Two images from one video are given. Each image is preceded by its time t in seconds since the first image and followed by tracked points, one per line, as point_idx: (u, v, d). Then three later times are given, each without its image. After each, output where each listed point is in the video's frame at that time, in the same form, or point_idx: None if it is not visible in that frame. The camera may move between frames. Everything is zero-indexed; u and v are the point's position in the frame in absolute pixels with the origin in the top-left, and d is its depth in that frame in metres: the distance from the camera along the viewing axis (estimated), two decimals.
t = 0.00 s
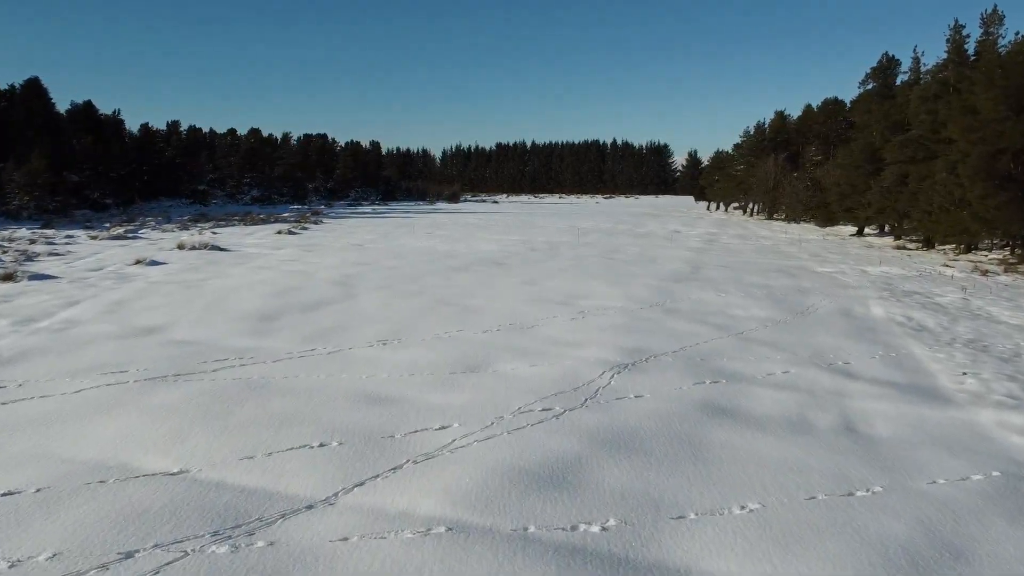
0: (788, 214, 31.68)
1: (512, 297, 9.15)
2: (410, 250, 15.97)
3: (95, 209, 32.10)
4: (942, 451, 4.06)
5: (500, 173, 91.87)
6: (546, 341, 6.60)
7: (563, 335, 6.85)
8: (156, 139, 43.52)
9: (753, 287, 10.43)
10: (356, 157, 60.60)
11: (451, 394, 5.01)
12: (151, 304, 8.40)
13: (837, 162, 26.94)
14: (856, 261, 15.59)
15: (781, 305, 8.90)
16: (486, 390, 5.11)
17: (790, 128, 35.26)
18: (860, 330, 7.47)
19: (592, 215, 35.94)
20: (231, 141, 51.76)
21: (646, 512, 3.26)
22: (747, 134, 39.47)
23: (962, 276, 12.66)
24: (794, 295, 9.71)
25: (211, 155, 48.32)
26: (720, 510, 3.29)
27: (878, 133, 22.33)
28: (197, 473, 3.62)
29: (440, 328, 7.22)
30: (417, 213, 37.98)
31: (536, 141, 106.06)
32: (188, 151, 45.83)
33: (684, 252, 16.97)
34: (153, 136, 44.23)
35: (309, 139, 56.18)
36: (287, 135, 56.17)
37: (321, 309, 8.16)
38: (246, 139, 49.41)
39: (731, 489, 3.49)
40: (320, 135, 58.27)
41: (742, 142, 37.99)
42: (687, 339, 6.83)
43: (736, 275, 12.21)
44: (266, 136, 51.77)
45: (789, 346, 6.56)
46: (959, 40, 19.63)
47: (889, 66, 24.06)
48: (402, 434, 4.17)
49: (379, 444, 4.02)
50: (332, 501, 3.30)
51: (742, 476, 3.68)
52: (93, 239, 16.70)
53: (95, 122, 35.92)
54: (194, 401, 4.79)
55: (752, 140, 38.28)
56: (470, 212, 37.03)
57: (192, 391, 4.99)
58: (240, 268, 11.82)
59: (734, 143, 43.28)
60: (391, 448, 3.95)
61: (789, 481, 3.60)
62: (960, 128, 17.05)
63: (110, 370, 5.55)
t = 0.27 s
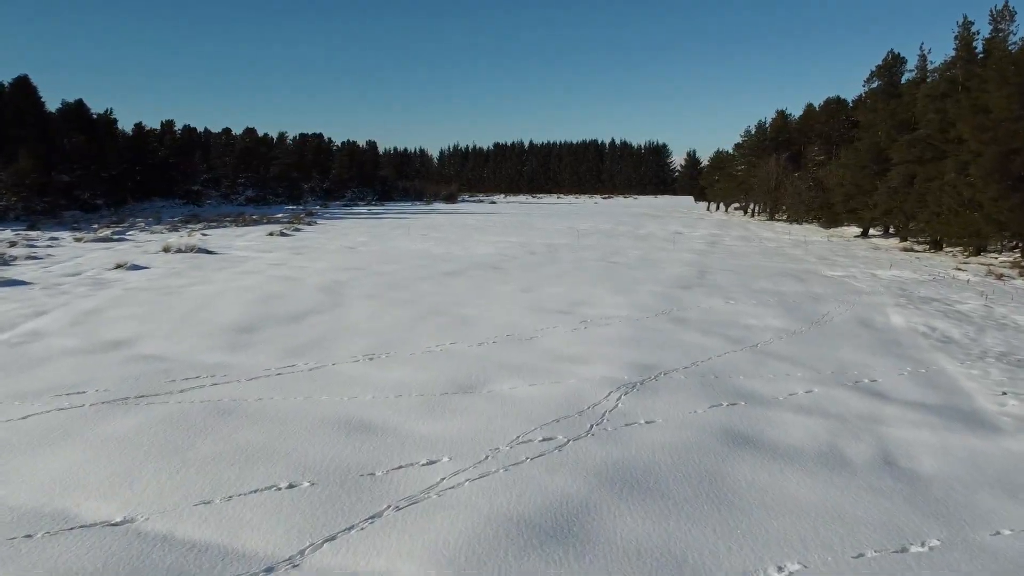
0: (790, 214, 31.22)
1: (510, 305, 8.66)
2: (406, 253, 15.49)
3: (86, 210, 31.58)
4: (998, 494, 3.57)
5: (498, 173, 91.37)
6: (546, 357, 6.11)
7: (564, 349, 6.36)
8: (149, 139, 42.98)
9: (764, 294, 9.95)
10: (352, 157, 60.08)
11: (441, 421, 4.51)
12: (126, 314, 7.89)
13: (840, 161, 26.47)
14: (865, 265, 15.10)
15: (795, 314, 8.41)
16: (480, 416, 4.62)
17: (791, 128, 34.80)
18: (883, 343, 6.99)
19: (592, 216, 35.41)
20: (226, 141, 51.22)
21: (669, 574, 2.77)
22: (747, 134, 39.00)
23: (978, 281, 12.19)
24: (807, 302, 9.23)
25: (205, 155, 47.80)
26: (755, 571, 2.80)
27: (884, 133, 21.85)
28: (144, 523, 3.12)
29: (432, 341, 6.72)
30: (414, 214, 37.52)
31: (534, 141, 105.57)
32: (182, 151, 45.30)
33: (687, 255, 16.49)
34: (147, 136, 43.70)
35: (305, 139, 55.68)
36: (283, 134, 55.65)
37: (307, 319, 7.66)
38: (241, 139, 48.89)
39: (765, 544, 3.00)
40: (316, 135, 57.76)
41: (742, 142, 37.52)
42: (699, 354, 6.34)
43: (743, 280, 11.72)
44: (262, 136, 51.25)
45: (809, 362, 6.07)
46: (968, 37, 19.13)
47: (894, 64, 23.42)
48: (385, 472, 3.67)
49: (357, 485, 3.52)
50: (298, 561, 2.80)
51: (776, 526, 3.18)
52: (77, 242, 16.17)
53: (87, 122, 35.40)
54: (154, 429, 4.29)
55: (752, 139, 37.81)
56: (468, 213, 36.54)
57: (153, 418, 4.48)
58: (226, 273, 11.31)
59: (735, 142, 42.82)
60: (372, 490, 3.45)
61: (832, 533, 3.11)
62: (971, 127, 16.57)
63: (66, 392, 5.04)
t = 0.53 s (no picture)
0: (789, 215, 30.81)
1: (506, 313, 8.15)
2: (398, 255, 14.98)
3: (73, 211, 31.00)
4: None
5: (493, 173, 90.91)
6: (545, 374, 5.60)
7: (564, 365, 5.86)
8: (139, 138, 42.40)
9: (771, 300, 9.45)
10: (346, 157, 59.54)
11: (428, 453, 3.99)
12: (93, 324, 7.36)
13: (841, 162, 26.05)
14: (871, 268, 14.64)
15: (808, 322, 7.91)
16: (472, 446, 4.11)
17: (790, 127, 34.39)
18: (906, 354, 6.50)
19: (588, 216, 34.94)
20: (218, 141, 50.61)
21: None
22: (745, 134, 38.57)
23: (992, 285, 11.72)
24: (819, 309, 8.74)
25: (196, 155, 47.23)
26: None
27: (887, 132, 21.41)
28: None
29: (420, 355, 6.21)
30: (408, 214, 37.02)
31: (529, 141, 105.15)
32: (172, 151, 44.71)
33: (687, 258, 16.02)
34: (137, 135, 43.12)
35: (298, 138, 55.14)
36: (275, 134, 55.10)
37: (287, 330, 7.13)
38: (233, 138, 48.34)
39: None
40: (309, 135, 57.23)
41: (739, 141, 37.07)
42: (709, 369, 5.83)
43: (748, 285, 11.24)
44: (254, 135, 50.70)
45: (830, 379, 5.57)
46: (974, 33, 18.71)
47: (896, 61, 23.04)
48: (359, 522, 3.15)
49: (327, 539, 3.01)
50: None
51: None
52: (56, 244, 15.63)
53: (75, 121, 34.82)
54: (100, 465, 3.76)
55: (750, 139, 37.41)
56: (463, 214, 36.04)
57: (102, 451, 3.96)
58: (207, 277, 10.77)
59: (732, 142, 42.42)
60: (344, 546, 2.93)
61: None
62: (979, 126, 16.14)
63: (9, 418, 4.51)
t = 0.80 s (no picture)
0: (788, 216, 30.38)
1: (501, 323, 7.63)
2: (389, 259, 14.45)
3: (59, 212, 30.42)
4: None
5: (487, 173, 90.43)
6: (544, 395, 5.09)
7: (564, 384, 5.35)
8: (128, 138, 41.80)
9: (781, 308, 8.96)
10: (339, 156, 58.99)
11: (411, 498, 3.46)
12: (56, 336, 6.82)
13: (842, 162, 25.63)
14: (878, 272, 14.18)
15: (824, 333, 7.41)
16: (463, 487, 3.59)
17: (789, 127, 33.98)
18: (934, 371, 6.00)
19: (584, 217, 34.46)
20: (209, 140, 50.01)
21: None
22: (743, 134, 38.15)
23: (1008, 291, 11.26)
24: (833, 318, 8.25)
25: (187, 154, 46.65)
26: None
27: (890, 131, 20.96)
28: None
29: (407, 373, 5.69)
30: (401, 215, 36.49)
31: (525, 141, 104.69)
32: (163, 150, 44.11)
33: (688, 261, 15.54)
34: (127, 134, 42.52)
35: (291, 138, 54.59)
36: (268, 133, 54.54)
37: (264, 344, 6.61)
38: (225, 138, 47.77)
39: None
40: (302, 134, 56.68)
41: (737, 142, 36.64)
42: (724, 388, 5.31)
43: (754, 291, 10.76)
44: (246, 135, 50.15)
45: (857, 400, 5.07)
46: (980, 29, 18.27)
47: (899, 59, 22.60)
48: None
49: None
50: None
51: None
52: (34, 247, 15.07)
53: (63, 119, 34.23)
54: (29, 514, 3.23)
55: (748, 139, 36.99)
56: (457, 215, 35.54)
57: (33, 495, 3.43)
58: (186, 283, 10.23)
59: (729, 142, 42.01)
60: None
61: None
62: (987, 124, 15.69)
63: None
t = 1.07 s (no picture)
0: (777, 216, 30.07)
1: (487, 335, 7.10)
2: (370, 262, 13.89)
3: (33, 214, 29.66)
4: None
5: (473, 173, 89.92)
6: (534, 420, 4.57)
7: (556, 408, 4.83)
8: (106, 137, 40.98)
9: (783, 316, 8.48)
10: (322, 156, 58.29)
11: (378, 559, 2.91)
12: None
13: (833, 162, 25.29)
14: (876, 275, 13.76)
15: (833, 344, 6.93)
16: (443, 541, 3.06)
17: (777, 126, 33.68)
18: (957, 389, 5.51)
19: (570, 218, 34.04)
20: (189, 139, 49.20)
21: None
22: (731, 134, 37.83)
23: (1014, 296, 10.83)
24: (839, 328, 7.76)
25: (166, 154, 45.87)
26: None
27: (883, 131, 20.57)
28: None
29: (382, 395, 5.14)
30: (385, 216, 35.89)
31: (510, 141, 104.29)
32: (141, 150, 43.30)
33: (679, 264, 15.08)
34: (104, 133, 41.70)
35: (273, 137, 53.88)
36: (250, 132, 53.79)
37: (227, 360, 6.04)
38: (205, 137, 47.00)
39: None
40: (284, 134, 55.95)
41: (725, 141, 36.31)
42: (732, 411, 4.81)
43: (752, 296, 10.30)
44: (227, 134, 49.40)
45: (880, 425, 4.58)
46: (974, 26, 17.90)
47: (891, 57, 22.22)
48: None
49: None
50: None
51: None
52: None
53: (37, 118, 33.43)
54: None
55: (736, 138, 36.67)
56: (442, 215, 34.98)
57: None
58: (152, 290, 9.65)
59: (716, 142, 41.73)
60: None
61: None
62: (986, 124, 15.31)
63: None
